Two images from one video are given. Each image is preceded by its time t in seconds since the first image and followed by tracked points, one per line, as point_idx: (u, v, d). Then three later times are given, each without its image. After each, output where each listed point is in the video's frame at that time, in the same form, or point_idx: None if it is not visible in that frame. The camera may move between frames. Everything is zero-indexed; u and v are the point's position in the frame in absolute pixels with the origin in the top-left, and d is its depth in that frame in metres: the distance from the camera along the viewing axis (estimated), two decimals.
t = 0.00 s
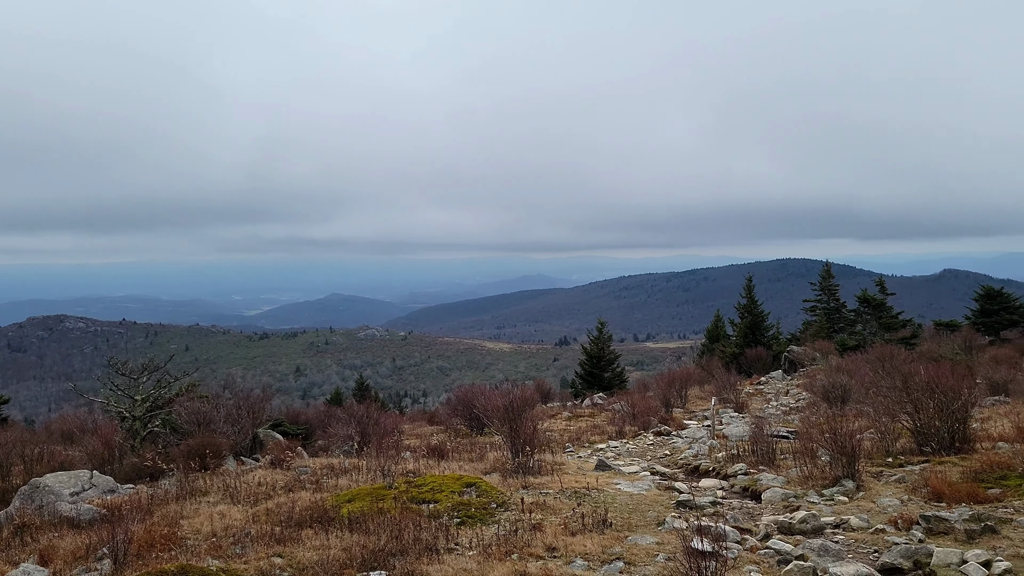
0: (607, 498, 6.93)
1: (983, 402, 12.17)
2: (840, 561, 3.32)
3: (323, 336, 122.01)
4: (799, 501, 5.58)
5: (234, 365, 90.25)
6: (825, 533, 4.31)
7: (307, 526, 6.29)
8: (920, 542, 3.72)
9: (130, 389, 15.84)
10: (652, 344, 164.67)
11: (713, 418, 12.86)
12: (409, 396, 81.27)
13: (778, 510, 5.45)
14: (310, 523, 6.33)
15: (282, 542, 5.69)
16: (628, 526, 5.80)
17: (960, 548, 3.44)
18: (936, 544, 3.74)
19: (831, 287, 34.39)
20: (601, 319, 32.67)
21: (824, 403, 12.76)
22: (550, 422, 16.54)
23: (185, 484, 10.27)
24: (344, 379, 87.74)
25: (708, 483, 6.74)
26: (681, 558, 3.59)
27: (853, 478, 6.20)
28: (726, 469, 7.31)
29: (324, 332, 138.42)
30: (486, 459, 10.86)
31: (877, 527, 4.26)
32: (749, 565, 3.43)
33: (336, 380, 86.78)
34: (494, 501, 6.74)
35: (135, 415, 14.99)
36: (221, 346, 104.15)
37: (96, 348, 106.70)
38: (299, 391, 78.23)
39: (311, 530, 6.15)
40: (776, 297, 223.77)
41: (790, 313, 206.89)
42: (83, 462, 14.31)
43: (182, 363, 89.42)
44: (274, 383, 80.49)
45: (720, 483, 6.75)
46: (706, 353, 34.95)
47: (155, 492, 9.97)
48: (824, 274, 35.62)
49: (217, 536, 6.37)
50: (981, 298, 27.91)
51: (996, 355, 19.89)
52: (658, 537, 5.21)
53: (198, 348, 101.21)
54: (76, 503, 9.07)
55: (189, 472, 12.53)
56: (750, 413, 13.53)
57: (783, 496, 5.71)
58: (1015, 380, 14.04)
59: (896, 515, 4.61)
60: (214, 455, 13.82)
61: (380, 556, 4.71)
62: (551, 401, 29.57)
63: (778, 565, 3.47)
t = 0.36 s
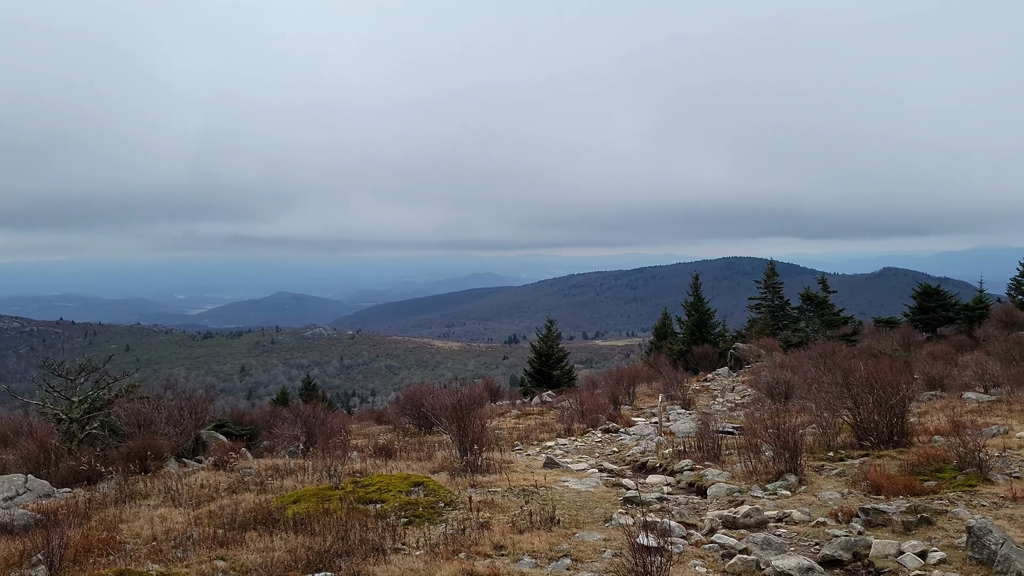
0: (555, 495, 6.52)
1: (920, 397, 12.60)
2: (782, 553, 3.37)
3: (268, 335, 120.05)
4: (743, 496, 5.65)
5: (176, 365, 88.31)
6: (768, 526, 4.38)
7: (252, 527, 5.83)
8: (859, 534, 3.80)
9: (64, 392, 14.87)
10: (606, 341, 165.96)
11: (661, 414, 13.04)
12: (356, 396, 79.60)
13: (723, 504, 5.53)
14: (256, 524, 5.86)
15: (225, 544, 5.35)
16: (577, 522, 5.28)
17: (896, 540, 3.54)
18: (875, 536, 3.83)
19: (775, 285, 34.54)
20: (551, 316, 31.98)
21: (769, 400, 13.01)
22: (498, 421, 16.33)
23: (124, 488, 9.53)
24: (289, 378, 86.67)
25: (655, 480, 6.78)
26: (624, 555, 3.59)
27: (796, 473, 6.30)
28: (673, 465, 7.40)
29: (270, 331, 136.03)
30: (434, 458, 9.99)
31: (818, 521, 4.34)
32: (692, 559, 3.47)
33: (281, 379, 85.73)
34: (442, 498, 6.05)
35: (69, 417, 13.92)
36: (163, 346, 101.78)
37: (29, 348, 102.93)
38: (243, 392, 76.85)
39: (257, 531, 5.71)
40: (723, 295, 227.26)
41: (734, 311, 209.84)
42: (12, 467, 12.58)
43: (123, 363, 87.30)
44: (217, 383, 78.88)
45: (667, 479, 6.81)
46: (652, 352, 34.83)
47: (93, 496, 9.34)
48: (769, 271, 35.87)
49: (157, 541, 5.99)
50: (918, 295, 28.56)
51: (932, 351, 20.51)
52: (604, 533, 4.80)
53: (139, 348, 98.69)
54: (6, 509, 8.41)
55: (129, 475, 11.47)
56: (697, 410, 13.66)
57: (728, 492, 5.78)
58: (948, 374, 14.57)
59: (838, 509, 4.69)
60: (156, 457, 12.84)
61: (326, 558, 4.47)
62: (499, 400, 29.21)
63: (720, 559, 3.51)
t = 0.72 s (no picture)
0: (503, 492, 6.49)
1: (861, 392, 12.96)
2: (724, 546, 3.43)
3: (211, 334, 117.75)
4: (688, 490, 5.74)
5: (116, 365, 86.22)
6: (711, 519, 4.44)
7: (193, 529, 5.66)
8: (799, 526, 3.89)
9: None
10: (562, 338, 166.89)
11: (608, 410, 13.17)
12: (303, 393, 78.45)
13: (668, 498, 5.61)
14: (198, 525, 5.70)
15: (166, 545, 5.21)
16: (523, 518, 5.27)
17: (835, 531, 3.62)
18: (814, 528, 3.93)
19: (721, 281, 35.05)
20: (498, 314, 30.75)
21: (716, 394, 13.20)
22: (446, 419, 16.09)
23: (57, 490, 9.04)
24: (234, 377, 85.27)
25: (602, 476, 6.84)
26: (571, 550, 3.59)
27: (739, 467, 6.41)
28: (619, 461, 7.45)
29: (215, 328, 132.58)
30: (382, 457, 9.33)
31: (761, 513, 4.42)
32: (637, 552, 3.50)
33: (225, 378, 84.24)
34: (390, 496, 5.98)
35: (0, 419, 13.20)
36: (101, 346, 98.43)
37: None
38: (186, 391, 75.17)
39: (199, 532, 5.56)
40: (670, 291, 229.79)
41: (681, 307, 212.88)
42: None
43: (59, 364, 84.20)
44: (159, 382, 77.22)
45: (613, 475, 6.86)
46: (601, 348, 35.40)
47: (21, 501, 8.80)
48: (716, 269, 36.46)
49: (95, 543, 5.77)
50: (859, 292, 28.78)
51: (871, 346, 20.99)
52: (551, 529, 4.80)
53: (75, 347, 95.40)
54: None
55: (62, 477, 10.77)
56: (644, 405, 13.81)
57: (674, 485, 5.87)
58: (886, 370, 15.05)
59: (778, 500, 4.80)
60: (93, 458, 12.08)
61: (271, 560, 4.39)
62: (449, 397, 28.12)
63: (666, 552, 3.57)
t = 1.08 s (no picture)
0: (454, 489, 6.47)
1: (807, 385, 13.43)
2: (673, 541, 3.50)
3: (157, 332, 114.95)
4: (637, 485, 5.82)
5: (55, 364, 83.46)
6: (660, 514, 4.51)
7: (135, 531, 5.52)
8: (745, 520, 3.99)
9: None
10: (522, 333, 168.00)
11: (559, 407, 13.27)
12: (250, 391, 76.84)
13: (618, 494, 5.67)
14: (141, 527, 5.56)
15: (108, 548, 5.09)
16: (473, 515, 5.28)
17: (780, 524, 3.74)
18: (760, 521, 4.04)
19: (670, 279, 35.48)
20: (449, 311, 30.20)
21: (665, 390, 13.40)
22: (397, 416, 15.94)
23: None
24: (180, 376, 83.94)
25: (553, 472, 6.86)
26: (519, 547, 3.61)
27: (688, 461, 6.50)
28: (570, 458, 7.50)
29: (162, 326, 129.07)
30: (332, 455, 9.08)
31: (708, 507, 4.50)
32: (587, 549, 3.58)
33: (172, 377, 82.81)
34: (339, 495, 5.94)
35: None
36: (42, 345, 95.18)
37: None
38: (130, 391, 73.54)
39: (141, 535, 5.43)
40: (622, 287, 229.93)
41: (633, 304, 214.29)
42: None
43: None
44: (101, 381, 75.26)
45: (564, 471, 6.90)
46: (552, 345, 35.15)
47: None
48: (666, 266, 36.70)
49: (32, 547, 5.57)
50: (805, 289, 29.30)
51: (817, 342, 21.51)
52: (501, 525, 4.82)
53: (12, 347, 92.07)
54: None
55: None
56: (596, 402, 13.96)
57: (623, 481, 5.94)
58: (830, 363, 15.61)
59: (726, 494, 4.90)
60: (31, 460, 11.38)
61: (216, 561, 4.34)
62: (398, 396, 27.23)
63: (614, 547, 3.64)
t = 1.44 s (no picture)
0: (406, 487, 6.44)
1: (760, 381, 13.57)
2: (625, 535, 3.54)
3: (104, 330, 112.33)
4: (590, 481, 5.87)
5: None
6: (612, 509, 4.55)
7: (75, 534, 5.36)
8: (696, 514, 4.05)
9: None
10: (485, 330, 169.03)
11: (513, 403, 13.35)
12: (202, 390, 75.89)
13: (572, 489, 5.70)
14: (81, 530, 5.41)
15: (48, 552, 4.94)
16: (426, 513, 5.24)
17: (729, 517, 3.82)
18: (710, 514, 4.10)
19: (624, 275, 35.49)
20: (403, 307, 30.00)
21: (620, 386, 13.57)
22: (350, 415, 15.78)
23: None
24: (128, 375, 82.42)
25: (507, 469, 6.87)
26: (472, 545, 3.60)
27: (641, 457, 6.56)
28: (525, 454, 7.53)
29: (108, 324, 125.49)
30: (284, 454, 8.96)
31: (660, 502, 4.55)
32: (540, 545, 3.60)
33: (119, 376, 81.23)
34: (290, 495, 5.88)
35: None
36: None
37: None
38: (75, 391, 72.01)
39: (83, 537, 5.28)
40: (577, 286, 230.84)
41: (587, 301, 215.65)
42: None
43: None
44: (45, 381, 73.03)
45: (518, 468, 6.92)
46: (506, 341, 35.01)
47: None
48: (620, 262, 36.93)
49: None
50: (757, 285, 29.51)
51: (767, 338, 21.96)
52: (454, 522, 4.82)
53: None
54: None
55: None
56: (551, 399, 14.06)
57: (577, 477, 5.97)
58: (781, 360, 15.83)
59: (678, 489, 4.96)
60: None
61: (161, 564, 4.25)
62: (352, 393, 26.97)
63: (567, 543, 3.67)
